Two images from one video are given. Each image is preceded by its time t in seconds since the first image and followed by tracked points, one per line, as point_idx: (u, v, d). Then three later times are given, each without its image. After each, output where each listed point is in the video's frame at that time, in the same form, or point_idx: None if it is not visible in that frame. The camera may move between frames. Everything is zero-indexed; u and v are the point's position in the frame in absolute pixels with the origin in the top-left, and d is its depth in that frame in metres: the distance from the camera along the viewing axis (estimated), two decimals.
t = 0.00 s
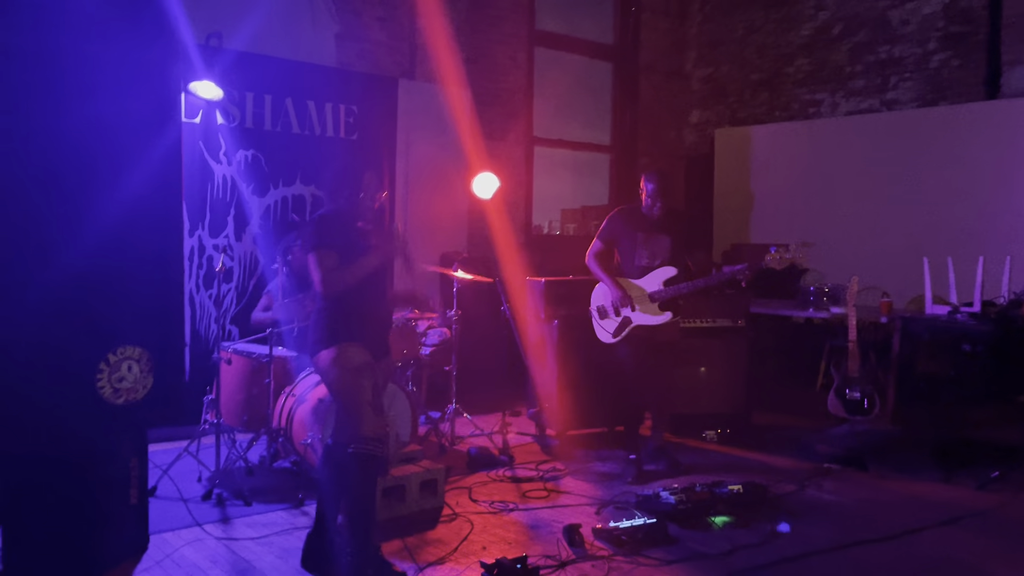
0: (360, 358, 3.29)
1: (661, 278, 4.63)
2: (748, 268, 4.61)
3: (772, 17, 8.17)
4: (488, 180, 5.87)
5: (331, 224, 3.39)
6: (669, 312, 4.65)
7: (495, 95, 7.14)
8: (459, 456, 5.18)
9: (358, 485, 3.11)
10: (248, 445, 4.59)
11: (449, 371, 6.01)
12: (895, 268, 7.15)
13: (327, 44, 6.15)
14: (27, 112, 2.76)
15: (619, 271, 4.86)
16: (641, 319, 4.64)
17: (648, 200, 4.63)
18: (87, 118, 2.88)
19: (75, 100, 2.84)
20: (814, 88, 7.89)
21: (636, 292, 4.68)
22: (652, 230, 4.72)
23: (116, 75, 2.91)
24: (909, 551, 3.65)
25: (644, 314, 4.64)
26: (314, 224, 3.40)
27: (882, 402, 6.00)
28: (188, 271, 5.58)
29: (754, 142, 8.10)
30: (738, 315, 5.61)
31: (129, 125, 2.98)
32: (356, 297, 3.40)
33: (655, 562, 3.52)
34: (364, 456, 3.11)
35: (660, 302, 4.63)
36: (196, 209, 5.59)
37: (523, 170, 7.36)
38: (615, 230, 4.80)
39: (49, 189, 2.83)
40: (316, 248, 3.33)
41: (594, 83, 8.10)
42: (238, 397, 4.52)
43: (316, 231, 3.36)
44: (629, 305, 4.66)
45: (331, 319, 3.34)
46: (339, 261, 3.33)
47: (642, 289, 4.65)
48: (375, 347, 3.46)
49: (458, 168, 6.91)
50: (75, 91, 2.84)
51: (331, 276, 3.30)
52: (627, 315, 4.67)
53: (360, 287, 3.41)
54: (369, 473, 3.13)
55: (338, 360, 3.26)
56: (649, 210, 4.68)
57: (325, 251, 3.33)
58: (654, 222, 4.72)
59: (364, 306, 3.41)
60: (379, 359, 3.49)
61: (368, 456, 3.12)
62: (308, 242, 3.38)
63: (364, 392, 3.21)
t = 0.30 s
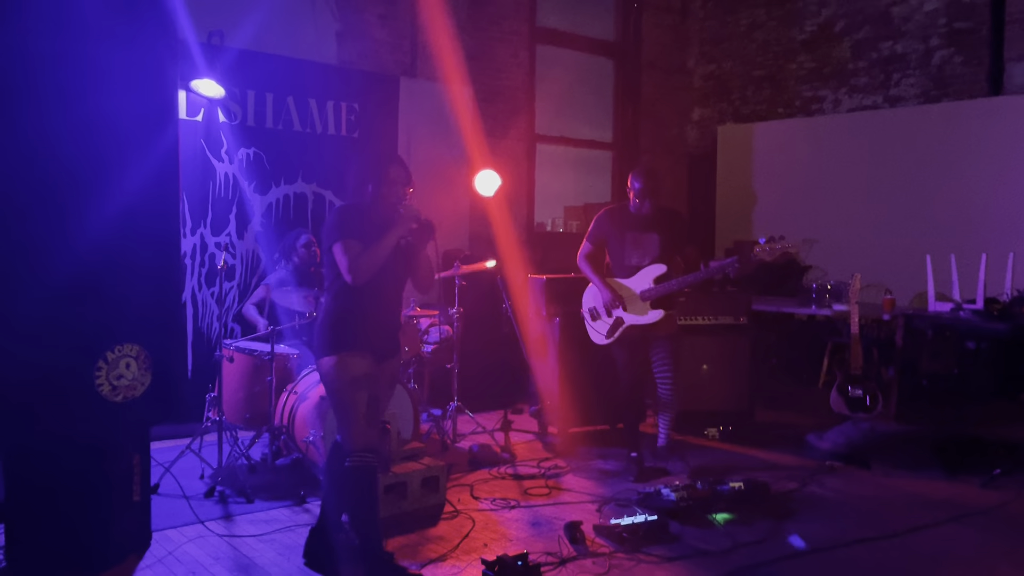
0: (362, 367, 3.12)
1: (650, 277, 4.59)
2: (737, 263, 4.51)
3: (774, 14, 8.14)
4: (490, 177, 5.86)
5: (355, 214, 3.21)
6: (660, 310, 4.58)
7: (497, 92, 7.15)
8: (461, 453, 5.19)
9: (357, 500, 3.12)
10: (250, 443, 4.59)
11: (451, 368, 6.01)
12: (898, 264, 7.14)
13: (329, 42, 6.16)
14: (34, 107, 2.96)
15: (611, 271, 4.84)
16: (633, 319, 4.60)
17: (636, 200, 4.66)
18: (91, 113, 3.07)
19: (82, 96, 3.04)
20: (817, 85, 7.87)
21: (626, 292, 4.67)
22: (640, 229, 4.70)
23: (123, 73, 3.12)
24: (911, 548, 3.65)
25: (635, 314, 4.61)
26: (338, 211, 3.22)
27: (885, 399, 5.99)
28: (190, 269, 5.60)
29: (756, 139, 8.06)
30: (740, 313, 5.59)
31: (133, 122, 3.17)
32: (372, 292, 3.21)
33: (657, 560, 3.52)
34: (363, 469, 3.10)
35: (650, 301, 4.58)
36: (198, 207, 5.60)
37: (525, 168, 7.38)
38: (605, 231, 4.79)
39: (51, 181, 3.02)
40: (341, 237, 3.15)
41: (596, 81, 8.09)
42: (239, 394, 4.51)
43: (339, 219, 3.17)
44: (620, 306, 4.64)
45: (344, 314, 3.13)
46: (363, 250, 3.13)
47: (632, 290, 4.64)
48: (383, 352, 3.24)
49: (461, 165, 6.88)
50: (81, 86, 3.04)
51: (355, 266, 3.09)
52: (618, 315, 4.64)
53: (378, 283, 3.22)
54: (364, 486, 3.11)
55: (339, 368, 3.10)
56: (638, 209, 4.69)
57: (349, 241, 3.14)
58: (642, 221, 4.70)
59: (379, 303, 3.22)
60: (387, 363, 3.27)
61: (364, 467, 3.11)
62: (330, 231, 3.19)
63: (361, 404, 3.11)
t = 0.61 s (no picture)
0: (385, 375, 2.91)
1: (647, 274, 4.60)
2: (736, 262, 4.51)
3: (776, 9, 8.13)
4: (491, 173, 5.84)
5: (377, 211, 2.92)
6: (657, 308, 4.58)
7: (498, 88, 7.15)
8: (462, 449, 5.21)
9: (376, 508, 2.97)
10: (251, 439, 4.60)
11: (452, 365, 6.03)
12: (900, 260, 7.13)
13: (330, 38, 6.15)
14: (36, 105, 3.09)
15: (608, 268, 4.84)
16: (629, 316, 4.61)
17: (634, 199, 4.61)
18: (90, 110, 3.18)
19: (81, 94, 3.15)
20: (819, 80, 7.85)
21: (623, 289, 4.66)
22: (638, 226, 4.70)
23: (122, 71, 3.22)
24: (910, 542, 3.66)
25: (632, 312, 4.61)
26: (355, 210, 2.95)
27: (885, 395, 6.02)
28: (191, 266, 5.63)
29: (758, 134, 8.05)
30: (741, 308, 5.59)
31: (132, 119, 3.27)
32: (396, 293, 2.96)
33: (657, 554, 3.53)
34: (387, 479, 2.95)
35: (647, 298, 4.60)
36: (199, 203, 5.63)
37: (527, 164, 7.38)
38: (603, 228, 4.78)
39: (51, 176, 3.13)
40: (363, 238, 2.88)
41: (598, 76, 8.08)
42: (243, 389, 4.53)
43: (358, 219, 2.90)
44: (616, 303, 4.63)
45: (366, 318, 2.91)
46: (388, 249, 2.86)
47: (629, 287, 4.64)
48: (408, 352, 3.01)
49: (462, 160, 6.87)
50: (81, 84, 3.15)
51: (380, 270, 2.83)
52: (615, 313, 4.64)
53: (403, 284, 2.96)
54: (385, 497, 2.97)
55: (359, 375, 2.90)
56: (635, 207, 4.67)
57: (372, 241, 2.87)
58: (639, 218, 4.69)
59: (403, 305, 2.98)
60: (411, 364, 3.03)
61: (385, 477, 2.95)
62: (350, 230, 2.92)
63: (381, 413, 2.91)
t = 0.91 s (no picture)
0: (397, 383, 2.88)
1: (649, 274, 4.60)
2: (736, 259, 4.47)
3: (777, 11, 8.13)
4: (492, 176, 5.81)
5: (396, 212, 2.86)
6: (660, 309, 4.57)
7: (500, 91, 7.16)
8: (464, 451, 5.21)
9: (381, 514, 2.96)
10: (253, 441, 4.61)
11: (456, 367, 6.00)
12: (901, 261, 7.13)
13: (332, 41, 6.16)
14: (35, 111, 3.09)
15: (609, 270, 4.84)
16: (631, 318, 4.59)
17: (635, 199, 4.62)
18: (89, 116, 3.20)
19: (85, 99, 3.18)
20: (820, 81, 7.85)
21: (625, 291, 4.66)
22: (638, 227, 4.70)
23: (122, 77, 3.24)
24: (912, 545, 3.66)
25: (634, 314, 4.60)
26: (371, 213, 2.88)
27: (884, 396, 5.99)
28: (193, 268, 5.65)
29: (759, 136, 8.06)
30: (741, 310, 5.61)
31: (131, 124, 3.29)
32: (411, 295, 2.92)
33: (658, 556, 3.53)
34: (395, 486, 2.93)
35: (649, 299, 4.59)
36: (201, 206, 5.64)
37: (528, 166, 7.39)
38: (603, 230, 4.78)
39: (54, 182, 3.15)
40: (380, 240, 2.82)
41: (599, 78, 8.09)
42: (242, 393, 4.51)
43: (376, 222, 2.84)
44: (618, 306, 4.63)
45: (381, 324, 2.86)
46: (408, 252, 2.81)
47: (631, 289, 4.64)
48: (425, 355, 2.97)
49: (463, 162, 6.88)
50: (80, 90, 3.16)
51: (400, 273, 2.77)
52: (617, 315, 4.63)
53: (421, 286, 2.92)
54: (392, 502, 2.95)
55: (371, 383, 2.86)
56: (636, 209, 4.67)
57: (390, 243, 2.81)
58: (641, 220, 4.69)
59: (418, 307, 2.94)
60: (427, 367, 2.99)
61: (394, 484, 2.93)
62: (366, 232, 2.86)
63: (388, 423, 2.89)
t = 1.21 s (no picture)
0: (399, 382, 2.89)
1: (649, 272, 4.60)
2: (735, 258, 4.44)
3: (778, 7, 8.12)
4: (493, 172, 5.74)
5: (405, 212, 2.86)
6: (659, 306, 4.57)
7: (501, 87, 7.16)
8: (465, 447, 5.22)
9: (381, 511, 2.99)
10: (255, 437, 4.62)
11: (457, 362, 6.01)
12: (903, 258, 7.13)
13: (332, 38, 6.15)
14: (35, 105, 3.09)
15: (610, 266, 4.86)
16: (631, 314, 4.62)
17: (635, 196, 4.60)
18: (89, 111, 3.20)
19: (85, 96, 3.18)
20: (821, 78, 7.84)
21: (625, 287, 4.68)
22: (639, 224, 4.68)
23: (123, 72, 3.25)
24: (912, 540, 3.67)
25: (634, 310, 4.62)
26: (380, 213, 2.87)
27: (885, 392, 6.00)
28: (195, 265, 5.65)
29: (761, 132, 8.05)
30: (742, 306, 5.58)
31: (132, 119, 3.29)
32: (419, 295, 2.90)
33: (658, 552, 3.54)
34: (396, 482, 2.95)
35: (649, 296, 4.60)
36: (203, 202, 5.65)
37: (529, 162, 7.39)
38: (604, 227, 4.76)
39: (55, 179, 3.16)
40: (390, 240, 2.80)
41: (600, 74, 8.08)
42: (244, 390, 4.53)
43: (385, 223, 2.83)
44: (618, 301, 4.66)
45: (387, 323, 2.86)
46: (417, 254, 2.79)
47: (631, 285, 4.65)
48: (432, 353, 2.97)
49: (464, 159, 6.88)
50: (80, 84, 3.16)
51: (410, 272, 2.76)
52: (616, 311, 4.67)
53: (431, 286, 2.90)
54: (393, 499, 2.97)
55: (373, 380, 2.88)
56: (638, 205, 4.65)
57: (399, 244, 2.80)
58: (642, 217, 4.67)
59: (426, 308, 2.92)
60: (432, 364, 3.00)
61: (395, 480, 2.95)
62: (375, 231, 2.85)
63: (391, 421, 2.91)
